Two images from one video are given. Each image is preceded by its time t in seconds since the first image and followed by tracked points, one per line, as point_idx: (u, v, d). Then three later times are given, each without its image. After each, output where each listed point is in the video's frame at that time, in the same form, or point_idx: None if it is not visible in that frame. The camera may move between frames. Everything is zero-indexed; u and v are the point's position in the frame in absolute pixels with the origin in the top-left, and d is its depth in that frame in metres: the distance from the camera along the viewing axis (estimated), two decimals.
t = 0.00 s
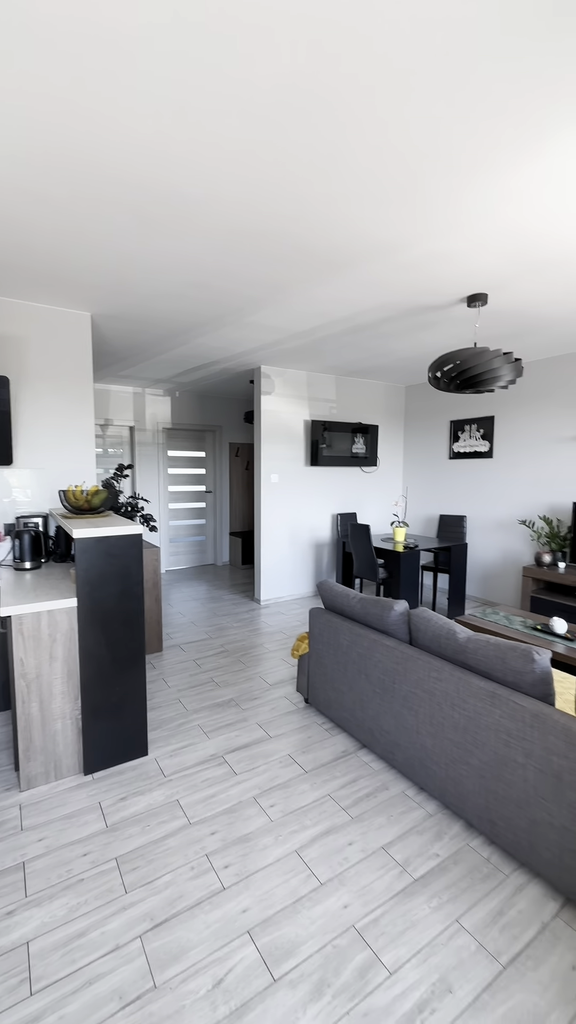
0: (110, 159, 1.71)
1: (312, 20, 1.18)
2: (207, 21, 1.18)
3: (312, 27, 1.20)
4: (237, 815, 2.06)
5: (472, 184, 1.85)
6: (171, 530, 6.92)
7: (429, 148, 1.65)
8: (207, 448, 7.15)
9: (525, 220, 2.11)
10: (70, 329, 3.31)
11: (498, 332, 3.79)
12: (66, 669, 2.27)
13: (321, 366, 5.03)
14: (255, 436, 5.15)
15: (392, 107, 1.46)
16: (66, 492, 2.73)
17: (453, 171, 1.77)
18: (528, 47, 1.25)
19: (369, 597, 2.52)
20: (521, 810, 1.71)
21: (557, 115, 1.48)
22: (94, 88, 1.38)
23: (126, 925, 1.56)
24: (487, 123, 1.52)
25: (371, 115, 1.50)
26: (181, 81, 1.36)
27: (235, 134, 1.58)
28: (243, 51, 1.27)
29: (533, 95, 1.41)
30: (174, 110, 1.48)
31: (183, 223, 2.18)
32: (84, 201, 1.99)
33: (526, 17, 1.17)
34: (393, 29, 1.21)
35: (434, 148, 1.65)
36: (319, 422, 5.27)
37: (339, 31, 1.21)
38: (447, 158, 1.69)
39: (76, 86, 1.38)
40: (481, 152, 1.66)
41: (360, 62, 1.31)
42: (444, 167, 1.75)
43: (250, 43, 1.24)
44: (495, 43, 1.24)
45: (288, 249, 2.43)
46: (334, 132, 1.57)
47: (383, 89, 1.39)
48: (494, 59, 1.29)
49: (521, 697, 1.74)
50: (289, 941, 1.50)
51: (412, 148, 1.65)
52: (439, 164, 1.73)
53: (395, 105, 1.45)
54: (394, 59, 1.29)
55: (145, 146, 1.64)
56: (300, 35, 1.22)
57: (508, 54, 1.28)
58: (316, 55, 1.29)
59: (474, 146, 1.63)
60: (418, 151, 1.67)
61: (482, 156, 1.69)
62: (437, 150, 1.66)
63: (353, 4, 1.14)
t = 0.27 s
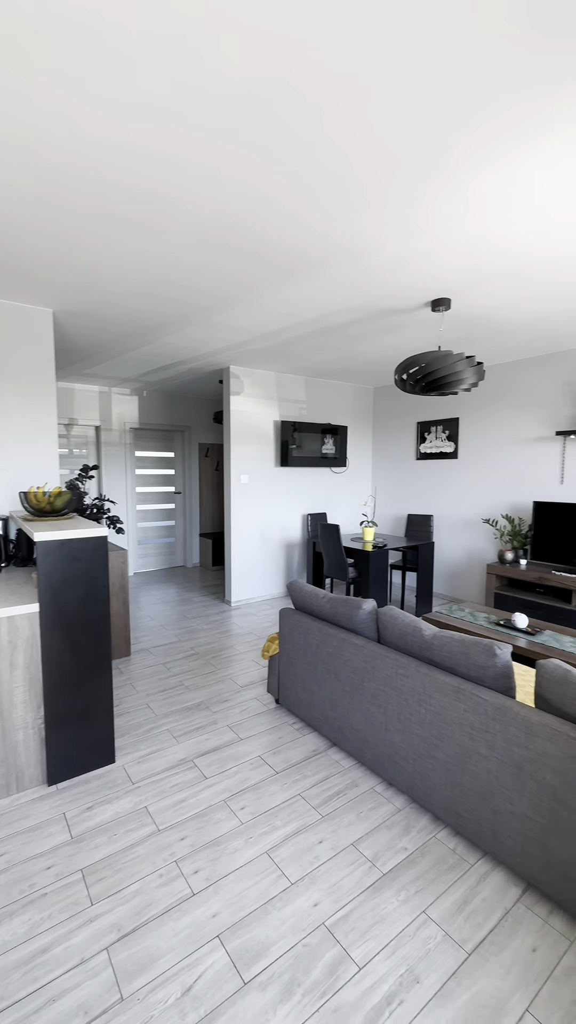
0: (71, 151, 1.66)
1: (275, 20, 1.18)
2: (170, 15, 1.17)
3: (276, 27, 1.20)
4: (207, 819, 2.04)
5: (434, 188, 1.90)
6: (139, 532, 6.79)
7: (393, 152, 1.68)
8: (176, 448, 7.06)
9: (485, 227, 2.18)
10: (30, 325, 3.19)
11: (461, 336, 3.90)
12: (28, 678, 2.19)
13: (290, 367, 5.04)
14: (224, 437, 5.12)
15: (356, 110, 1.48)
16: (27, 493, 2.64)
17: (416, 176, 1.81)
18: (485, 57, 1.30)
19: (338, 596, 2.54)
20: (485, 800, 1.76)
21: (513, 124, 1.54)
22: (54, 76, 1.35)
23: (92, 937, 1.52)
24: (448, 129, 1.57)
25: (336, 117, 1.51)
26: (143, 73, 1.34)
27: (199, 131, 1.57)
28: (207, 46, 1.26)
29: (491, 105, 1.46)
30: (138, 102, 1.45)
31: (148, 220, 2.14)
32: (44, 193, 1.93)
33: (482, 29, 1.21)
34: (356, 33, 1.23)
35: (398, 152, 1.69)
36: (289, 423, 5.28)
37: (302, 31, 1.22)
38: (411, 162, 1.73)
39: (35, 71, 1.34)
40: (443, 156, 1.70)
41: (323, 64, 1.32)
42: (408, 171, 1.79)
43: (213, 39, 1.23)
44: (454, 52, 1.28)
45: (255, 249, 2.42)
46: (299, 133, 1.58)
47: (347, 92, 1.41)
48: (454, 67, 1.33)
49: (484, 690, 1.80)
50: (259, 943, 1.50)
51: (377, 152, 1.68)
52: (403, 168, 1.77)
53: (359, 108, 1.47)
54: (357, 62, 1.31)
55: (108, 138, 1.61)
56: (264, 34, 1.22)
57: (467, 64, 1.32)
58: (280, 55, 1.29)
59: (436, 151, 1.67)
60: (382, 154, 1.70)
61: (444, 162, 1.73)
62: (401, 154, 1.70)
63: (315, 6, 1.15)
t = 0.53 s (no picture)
0: (31, 142, 1.61)
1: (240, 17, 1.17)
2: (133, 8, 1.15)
3: (241, 24, 1.20)
4: (179, 823, 2.02)
5: (401, 191, 1.93)
6: (109, 533, 6.65)
7: (360, 154, 1.70)
8: (147, 448, 6.95)
9: (450, 231, 2.23)
10: None
11: (429, 338, 3.98)
12: None
13: (262, 366, 5.03)
14: (196, 437, 5.07)
15: (323, 112, 1.49)
16: None
17: (383, 178, 1.84)
18: (447, 63, 1.33)
19: (310, 596, 2.56)
20: (453, 792, 1.80)
21: (475, 130, 1.58)
22: (13, 64, 1.31)
23: (59, 950, 1.48)
24: (413, 133, 1.60)
25: (304, 117, 1.52)
26: (106, 66, 1.32)
27: (166, 126, 1.55)
28: (171, 40, 1.24)
29: (454, 111, 1.50)
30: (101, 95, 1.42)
31: (115, 216, 2.10)
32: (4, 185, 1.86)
33: (444, 36, 1.24)
34: (321, 34, 1.23)
35: (365, 155, 1.71)
36: (262, 422, 5.27)
37: (267, 30, 1.22)
38: (378, 164, 1.76)
39: None
40: (409, 160, 1.73)
41: (289, 64, 1.32)
42: (375, 174, 1.81)
43: (178, 33, 1.22)
44: (417, 56, 1.31)
45: (225, 247, 2.41)
46: (266, 132, 1.58)
47: (313, 92, 1.42)
48: (418, 72, 1.35)
49: (452, 685, 1.84)
50: (232, 946, 1.49)
51: (345, 153, 1.70)
52: (370, 170, 1.79)
53: (325, 109, 1.48)
54: (323, 63, 1.32)
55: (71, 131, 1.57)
56: (228, 31, 1.22)
57: (429, 69, 1.35)
58: (246, 53, 1.28)
59: (401, 154, 1.70)
60: (349, 156, 1.72)
61: (409, 165, 1.77)
62: (367, 156, 1.72)
63: (280, 6, 1.15)
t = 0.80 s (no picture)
0: None
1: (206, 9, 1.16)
2: None
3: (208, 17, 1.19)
4: (152, 826, 1.99)
5: (370, 194, 1.95)
6: (79, 534, 6.50)
7: (329, 155, 1.71)
8: (118, 447, 6.81)
9: (418, 234, 2.27)
10: None
11: (400, 339, 4.04)
12: None
13: (234, 364, 5.00)
14: (168, 435, 5.00)
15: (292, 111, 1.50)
16: None
17: (352, 180, 1.86)
18: (413, 69, 1.35)
19: (284, 594, 2.56)
20: (424, 784, 1.84)
21: (441, 136, 1.62)
22: None
23: (27, 963, 1.44)
24: (382, 136, 1.62)
25: (273, 115, 1.52)
26: (69, 52, 1.28)
27: (132, 117, 1.52)
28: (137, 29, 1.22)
29: (420, 116, 1.53)
30: (63, 84, 1.38)
31: (82, 207, 2.05)
32: None
33: (410, 40, 1.26)
34: (289, 33, 1.23)
35: (335, 156, 1.72)
36: (235, 421, 5.25)
37: (235, 24, 1.21)
38: (347, 165, 1.77)
39: None
40: (377, 162, 1.75)
41: (257, 60, 1.31)
42: (344, 175, 1.83)
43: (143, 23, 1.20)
44: (384, 60, 1.32)
45: (195, 243, 2.38)
46: (236, 129, 1.57)
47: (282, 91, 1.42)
48: (385, 76, 1.37)
49: (422, 679, 1.87)
50: (206, 947, 1.48)
51: (315, 153, 1.71)
52: (340, 171, 1.80)
53: (295, 108, 1.48)
54: (292, 62, 1.32)
55: (32, 119, 1.52)
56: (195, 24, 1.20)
57: (396, 74, 1.37)
58: (213, 47, 1.27)
59: (370, 156, 1.72)
60: (318, 157, 1.73)
61: (378, 168, 1.79)
62: (337, 157, 1.73)
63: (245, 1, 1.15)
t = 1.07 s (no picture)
0: None
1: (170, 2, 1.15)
2: None
3: (173, 11, 1.17)
4: (124, 832, 1.96)
5: (339, 195, 1.97)
6: (47, 535, 6.32)
7: (299, 155, 1.72)
8: (88, 446, 6.66)
9: (387, 236, 2.30)
10: None
11: (372, 340, 4.08)
12: None
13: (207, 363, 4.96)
14: (140, 434, 4.92)
15: (261, 109, 1.50)
16: None
17: (322, 180, 1.87)
18: (380, 73, 1.37)
19: (257, 593, 2.56)
20: (396, 778, 1.87)
21: (407, 141, 1.65)
22: None
23: None
24: (350, 138, 1.64)
25: (242, 113, 1.51)
26: (30, 39, 1.25)
27: (97, 109, 1.49)
28: (101, 19, 1.19)
29: (387, 120, 1.55)
30: (23, 71, 1.34)
31: (47, 200, 2.00)
32: None
33: (376, 44, 1.28)
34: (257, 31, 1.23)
35: (304, 156, 1.73)
36: (208, 420, 5.21)
37: (201, 19, 1.20)
38: (317, 166, 1.79)
39: None
40: (346, 163, 1.77)
41: (224, 56, 1.31)
42: (314, 175, 1.84)
43: (107, 13, 1.18)
44: (351, 62, 1.34)
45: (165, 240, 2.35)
46: (204, 125, 1.56)
47: (250, 88, 1.42)
48: (352, 79, 1.39)
49: (394, 675, 1.90)
50: (179, 951, 1.47)
51: (284, 153, 1.71)
52: (309, 171, 1.81)
53: (263, 106, 1.48)
54: (259, 60, 1.32)
55: None
56: (161, 17, 1.19)
57: (363, 77, 1.38)
58: (180, 41, 1.26)
59: (339, 157, 1.73)
60: (288, 157, 1.73)
61: (347, 169, 1.81)
62: (306, 157, 1.74)
63: None
